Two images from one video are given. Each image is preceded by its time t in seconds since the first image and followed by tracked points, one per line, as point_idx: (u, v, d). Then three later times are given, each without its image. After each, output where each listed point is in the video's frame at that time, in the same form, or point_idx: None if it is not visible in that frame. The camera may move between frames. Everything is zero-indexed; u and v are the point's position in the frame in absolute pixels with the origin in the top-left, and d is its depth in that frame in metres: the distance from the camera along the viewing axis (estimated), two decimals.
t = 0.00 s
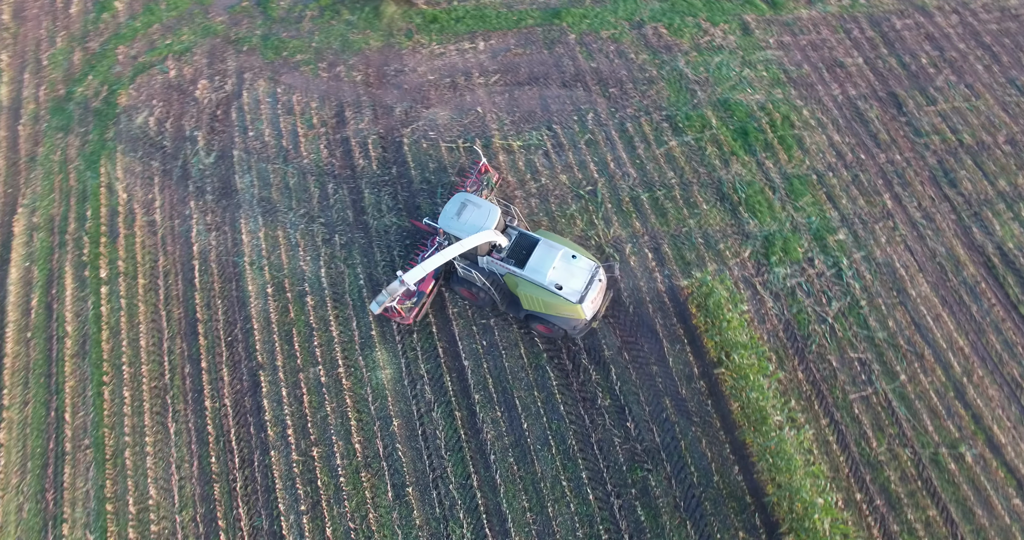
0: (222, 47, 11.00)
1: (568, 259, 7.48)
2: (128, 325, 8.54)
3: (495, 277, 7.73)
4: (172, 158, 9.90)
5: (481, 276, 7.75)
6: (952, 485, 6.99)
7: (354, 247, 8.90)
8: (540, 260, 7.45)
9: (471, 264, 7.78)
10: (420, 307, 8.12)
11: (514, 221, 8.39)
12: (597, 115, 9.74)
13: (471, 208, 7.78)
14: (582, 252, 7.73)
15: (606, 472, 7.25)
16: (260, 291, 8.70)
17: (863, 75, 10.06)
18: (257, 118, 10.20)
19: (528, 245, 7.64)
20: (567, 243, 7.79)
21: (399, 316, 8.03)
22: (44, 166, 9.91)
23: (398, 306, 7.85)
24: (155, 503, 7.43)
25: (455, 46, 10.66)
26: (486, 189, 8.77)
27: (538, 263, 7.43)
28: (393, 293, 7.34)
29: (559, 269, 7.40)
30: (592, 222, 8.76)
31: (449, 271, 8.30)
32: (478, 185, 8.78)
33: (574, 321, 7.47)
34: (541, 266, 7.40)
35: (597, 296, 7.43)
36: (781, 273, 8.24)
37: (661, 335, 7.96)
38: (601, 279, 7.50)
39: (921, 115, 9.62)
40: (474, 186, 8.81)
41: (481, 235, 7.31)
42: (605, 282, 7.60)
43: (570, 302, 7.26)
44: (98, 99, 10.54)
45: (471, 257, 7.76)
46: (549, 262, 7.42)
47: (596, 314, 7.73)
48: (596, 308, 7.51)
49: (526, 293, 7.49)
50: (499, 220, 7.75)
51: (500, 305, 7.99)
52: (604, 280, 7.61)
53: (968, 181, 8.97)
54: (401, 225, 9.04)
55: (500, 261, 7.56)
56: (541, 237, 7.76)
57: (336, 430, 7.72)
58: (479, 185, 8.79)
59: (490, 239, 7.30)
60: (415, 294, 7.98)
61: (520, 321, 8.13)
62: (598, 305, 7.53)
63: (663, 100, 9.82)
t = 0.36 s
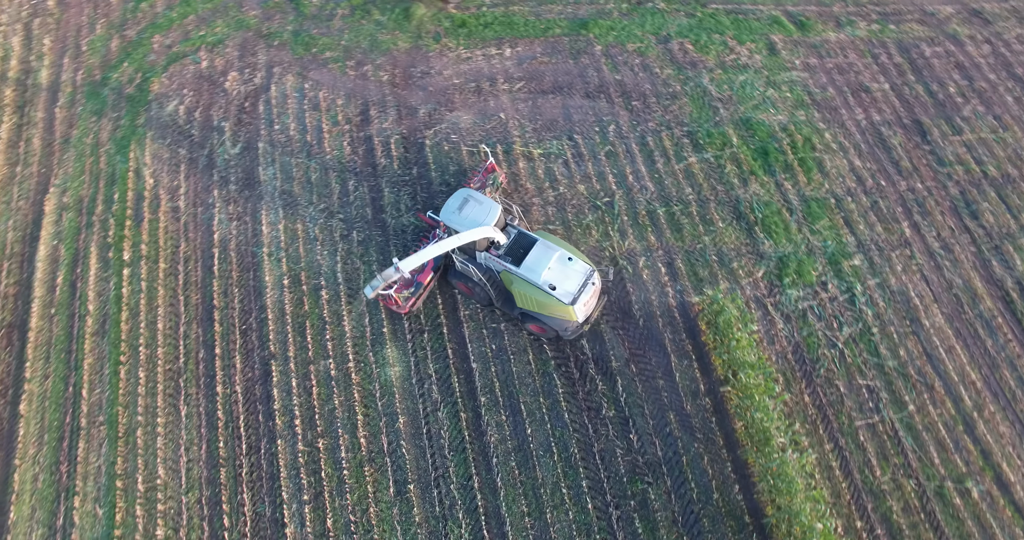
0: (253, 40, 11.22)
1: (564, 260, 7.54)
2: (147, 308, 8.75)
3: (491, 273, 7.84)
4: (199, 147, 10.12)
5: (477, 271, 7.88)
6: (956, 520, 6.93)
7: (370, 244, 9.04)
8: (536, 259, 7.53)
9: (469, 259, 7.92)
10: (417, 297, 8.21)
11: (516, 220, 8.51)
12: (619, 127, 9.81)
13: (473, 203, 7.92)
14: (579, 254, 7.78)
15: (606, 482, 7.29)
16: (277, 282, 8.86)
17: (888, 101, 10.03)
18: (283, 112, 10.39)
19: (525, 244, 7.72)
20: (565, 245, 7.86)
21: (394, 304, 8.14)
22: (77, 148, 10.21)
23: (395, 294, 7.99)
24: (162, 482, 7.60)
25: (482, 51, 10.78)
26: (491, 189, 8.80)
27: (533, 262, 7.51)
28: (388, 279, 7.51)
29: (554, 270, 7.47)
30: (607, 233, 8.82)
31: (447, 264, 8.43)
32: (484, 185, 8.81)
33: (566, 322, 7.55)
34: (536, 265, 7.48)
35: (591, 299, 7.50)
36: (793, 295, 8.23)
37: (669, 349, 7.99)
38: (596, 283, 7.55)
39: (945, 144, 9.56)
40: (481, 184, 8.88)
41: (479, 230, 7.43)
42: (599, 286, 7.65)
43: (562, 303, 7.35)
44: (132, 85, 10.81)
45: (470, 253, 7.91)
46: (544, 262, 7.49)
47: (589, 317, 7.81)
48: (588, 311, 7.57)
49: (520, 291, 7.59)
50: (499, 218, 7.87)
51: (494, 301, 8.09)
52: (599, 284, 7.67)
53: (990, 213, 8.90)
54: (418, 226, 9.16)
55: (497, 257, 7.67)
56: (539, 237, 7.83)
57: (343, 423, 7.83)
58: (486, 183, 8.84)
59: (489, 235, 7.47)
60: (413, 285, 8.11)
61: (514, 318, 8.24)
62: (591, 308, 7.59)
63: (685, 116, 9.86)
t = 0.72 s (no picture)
0: (287, 32, 11.39)
1: (561, 262, 7.58)
2: (167, 288, 8.93)
3: (490, 267, 7.84)
4: (227, 133, 10.29)
5: (476, 264, 7.90)
6: None
7: (389, 240, 9.13)
8: (535, 258, 7.56)
9: (470, 250, 7.96)
10: (417, 283, 8.29)
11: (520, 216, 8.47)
12: (643, 139, 9.81)
13: (478, 197, 7.98)
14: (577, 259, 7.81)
15: (607, 493, 7.28)
16: (294, 271, 8.97)
17: (919, 129, 9.91)
18: (312, 104, 10.53)
19: (526, 242, 7.76)
20: (566, 247, 7.89)
21: (394, 286, 8.22)
22: (110, 128, 10.47)
23: (395, 277, 8.09)
24: (170, 460, 7.76)
25: (512, 55, 10.83)
26: (502, 185, 8.97)
27: (531, 260, 7.55)
28: (383, 261, 7.35)
29: (551, 270, 7.50)
30: (625, 245, 8.83)
31: (450, 254, 8.46)
32: (497, 181, 8.96)
33: (558, 323, 7.57)
34: (534, 264, 7.52)
35: (584, 303, 7.51)
36: (809, 319, 8.16)
37: (679, 365, 7.96)
38: (591, 288, 7.56)
39: (975, 177, 9.41)
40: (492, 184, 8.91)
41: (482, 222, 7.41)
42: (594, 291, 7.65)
43: (555, 304, 7.36)
44: (167, 69, 11.04)
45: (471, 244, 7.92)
46: (542, 262, 7.53)
47: (582, 321, 7.82)
48: (581, 315, 7.58)
49: (516, 287, 7.63)
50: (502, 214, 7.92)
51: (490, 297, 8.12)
52: (595, 290, 7.69)
53: (1018, 250, 8.73)
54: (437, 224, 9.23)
55: (496, 252, 7.70)
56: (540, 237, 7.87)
57: (350, 416, 7.91)
58: (500, 178, 8.98)
59: (488, 229, 7.35)
60: (415, 271, 8.18)
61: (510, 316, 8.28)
62: (584, 313, 7.60)
63: (711, 132, 9.84)
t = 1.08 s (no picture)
0: (325, 27, 11.55)
1: (561, 266, 7.53)
2: (189, 269, 9.13)
3: (492, 261, 8.00)
4: (259, 122, 10.47)
5: (479, 256, 8.04)
6: None
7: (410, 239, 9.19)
8: (535, 258, 7.55)
9: (474, 242, 8.09)
10: (421, 268, 8.58)
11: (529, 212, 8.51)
12: (670, 155, 9.78)
13: (489, 190, 8.05)
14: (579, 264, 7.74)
15: (609, 507, 7.24)
16: (314, 262, 9.08)
17: (953, 163, 9.73)
18: (344, 99, 10.67)
19: (530, 241, 7.75)
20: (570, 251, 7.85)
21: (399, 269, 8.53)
22: (148, 110, 10.75)
23: (402, 259, 8.34)
24: (179, 438, 7.92)
25: (545, 63, 10.87)
26: (519, 183, 9.10)
27: (531, 259, 7.54)
28: (382, 239, 7.15)
29: (549, 271, 7.48)
30: (644, 260, 8.81)
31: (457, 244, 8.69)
32: (515, 180, 9.09)
33: (550, 325, 7.57)
34: (533, 263, 7.50)
35: (578, 309, 7.47)
36: (826, 348, 8.06)
37: (691, 384, 7.90)
38: (588, 295, 7.50)
39: (1009, 216, 9.19)
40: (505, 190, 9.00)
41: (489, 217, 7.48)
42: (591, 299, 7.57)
43: (549, 305, 7.35)
44: (206, 56, 11.28)
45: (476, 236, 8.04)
46: (541, 262, 7.50)
47: (576, 326, 7.79)
48: (574, 319, 7.54)
49: (513, 283, 7.65)
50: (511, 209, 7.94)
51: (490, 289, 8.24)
52: (592, 297, 7.62)
53: None
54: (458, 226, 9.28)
55: (499, 247, 7.75)
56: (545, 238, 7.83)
57: (358, 409, 7.97)
58: (517, 180, 9.09)
59: (493, 223, 7.34)
60: (422, 255, 8.47)
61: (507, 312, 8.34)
62: (578, 318, 7.57)
63: (739, 152, 9.77)
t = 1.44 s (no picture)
0: (364, 25, 11.72)
1: (562, 268, 7.60)
2: (213, 254, 9.32)
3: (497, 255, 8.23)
4: (292, 114, 10.64)
5: (485, 247, 8.25)
6: None
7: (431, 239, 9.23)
8: (538, 256, 7.63)
9: (483, 234, 8.30)
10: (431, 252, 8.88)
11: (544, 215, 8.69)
12: (697, 175, 9.72)
13: (503, 185, 8.13)
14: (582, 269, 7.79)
15: (609, 523, 7.18)
16: (335, 255, 9.18)
17: (989, 202, 9.50)
18: (376, 96, 10.80)
19: (536, 240, 7.83)
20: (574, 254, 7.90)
21: (411, 253, 8.89)
22: (186, 95, 10.99)
23: (411, 241, 8.76)
24: (190, 419, 8.08)
25: (578, 74, 10.89)
26: (540, 183, 9.34)
27: (533, 257, 7.62)
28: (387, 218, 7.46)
29: (549, 272, 7.56)
30: (663, 277, 8.77)
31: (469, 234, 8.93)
32: (536, 179, 9.34)
33: (544, 323, 7.69)
34: (535, 262, 7.58)
35: (573, 313, 7.55)
36: (842, 380, 7.92)
37: (702, 406, 7.82)
38: (585, 301, 7.56)
39: None
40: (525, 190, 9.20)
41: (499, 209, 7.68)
42: (587, 305, 7.64)
43: (544, 305, 7.46)
44: (245, 46, 11.51)
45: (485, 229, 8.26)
46: (543, 262, 7.58)
47: (571, 329, 7.87)
48: (568, 323, 7.63)
49: (514, 278, 7.78)
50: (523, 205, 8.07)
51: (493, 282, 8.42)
52: (589, 303, 7.67)
53: None
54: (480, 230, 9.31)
55: (505, 241, 7.88)
56: (552, 238, 7.89)
57: (367, 404, 8.02)
58: (539, 179, 9.33)
59: (500, 215, 7.58)
60: (432, 240, 8.81)
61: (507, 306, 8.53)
62: (572, 322, 7.66)
63: (767, 176, 9.68)
